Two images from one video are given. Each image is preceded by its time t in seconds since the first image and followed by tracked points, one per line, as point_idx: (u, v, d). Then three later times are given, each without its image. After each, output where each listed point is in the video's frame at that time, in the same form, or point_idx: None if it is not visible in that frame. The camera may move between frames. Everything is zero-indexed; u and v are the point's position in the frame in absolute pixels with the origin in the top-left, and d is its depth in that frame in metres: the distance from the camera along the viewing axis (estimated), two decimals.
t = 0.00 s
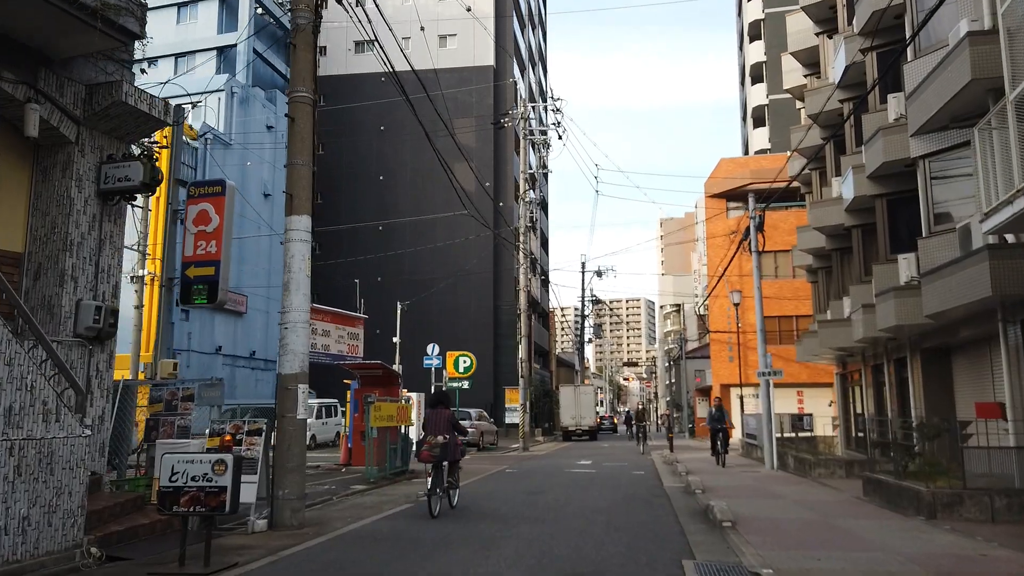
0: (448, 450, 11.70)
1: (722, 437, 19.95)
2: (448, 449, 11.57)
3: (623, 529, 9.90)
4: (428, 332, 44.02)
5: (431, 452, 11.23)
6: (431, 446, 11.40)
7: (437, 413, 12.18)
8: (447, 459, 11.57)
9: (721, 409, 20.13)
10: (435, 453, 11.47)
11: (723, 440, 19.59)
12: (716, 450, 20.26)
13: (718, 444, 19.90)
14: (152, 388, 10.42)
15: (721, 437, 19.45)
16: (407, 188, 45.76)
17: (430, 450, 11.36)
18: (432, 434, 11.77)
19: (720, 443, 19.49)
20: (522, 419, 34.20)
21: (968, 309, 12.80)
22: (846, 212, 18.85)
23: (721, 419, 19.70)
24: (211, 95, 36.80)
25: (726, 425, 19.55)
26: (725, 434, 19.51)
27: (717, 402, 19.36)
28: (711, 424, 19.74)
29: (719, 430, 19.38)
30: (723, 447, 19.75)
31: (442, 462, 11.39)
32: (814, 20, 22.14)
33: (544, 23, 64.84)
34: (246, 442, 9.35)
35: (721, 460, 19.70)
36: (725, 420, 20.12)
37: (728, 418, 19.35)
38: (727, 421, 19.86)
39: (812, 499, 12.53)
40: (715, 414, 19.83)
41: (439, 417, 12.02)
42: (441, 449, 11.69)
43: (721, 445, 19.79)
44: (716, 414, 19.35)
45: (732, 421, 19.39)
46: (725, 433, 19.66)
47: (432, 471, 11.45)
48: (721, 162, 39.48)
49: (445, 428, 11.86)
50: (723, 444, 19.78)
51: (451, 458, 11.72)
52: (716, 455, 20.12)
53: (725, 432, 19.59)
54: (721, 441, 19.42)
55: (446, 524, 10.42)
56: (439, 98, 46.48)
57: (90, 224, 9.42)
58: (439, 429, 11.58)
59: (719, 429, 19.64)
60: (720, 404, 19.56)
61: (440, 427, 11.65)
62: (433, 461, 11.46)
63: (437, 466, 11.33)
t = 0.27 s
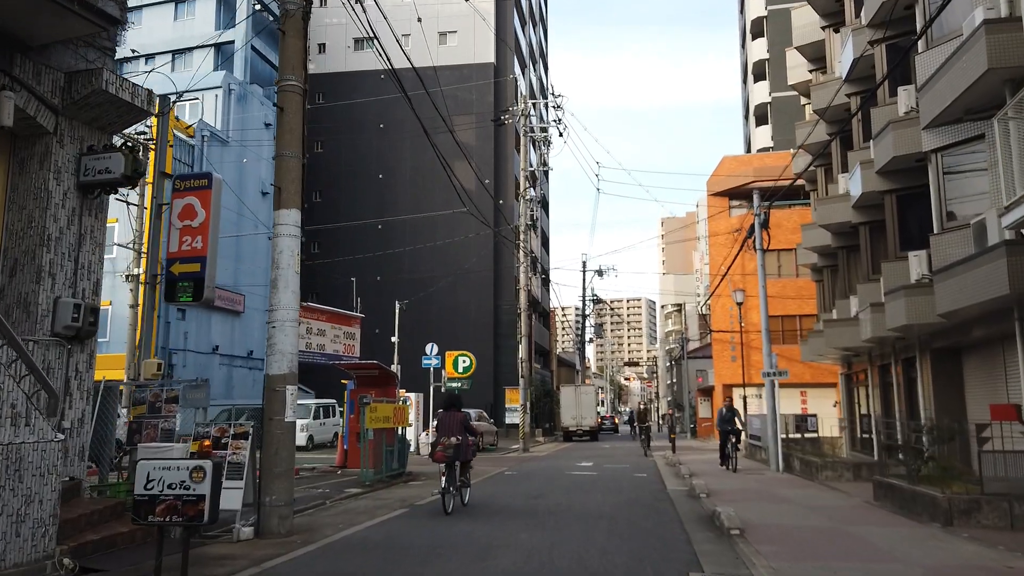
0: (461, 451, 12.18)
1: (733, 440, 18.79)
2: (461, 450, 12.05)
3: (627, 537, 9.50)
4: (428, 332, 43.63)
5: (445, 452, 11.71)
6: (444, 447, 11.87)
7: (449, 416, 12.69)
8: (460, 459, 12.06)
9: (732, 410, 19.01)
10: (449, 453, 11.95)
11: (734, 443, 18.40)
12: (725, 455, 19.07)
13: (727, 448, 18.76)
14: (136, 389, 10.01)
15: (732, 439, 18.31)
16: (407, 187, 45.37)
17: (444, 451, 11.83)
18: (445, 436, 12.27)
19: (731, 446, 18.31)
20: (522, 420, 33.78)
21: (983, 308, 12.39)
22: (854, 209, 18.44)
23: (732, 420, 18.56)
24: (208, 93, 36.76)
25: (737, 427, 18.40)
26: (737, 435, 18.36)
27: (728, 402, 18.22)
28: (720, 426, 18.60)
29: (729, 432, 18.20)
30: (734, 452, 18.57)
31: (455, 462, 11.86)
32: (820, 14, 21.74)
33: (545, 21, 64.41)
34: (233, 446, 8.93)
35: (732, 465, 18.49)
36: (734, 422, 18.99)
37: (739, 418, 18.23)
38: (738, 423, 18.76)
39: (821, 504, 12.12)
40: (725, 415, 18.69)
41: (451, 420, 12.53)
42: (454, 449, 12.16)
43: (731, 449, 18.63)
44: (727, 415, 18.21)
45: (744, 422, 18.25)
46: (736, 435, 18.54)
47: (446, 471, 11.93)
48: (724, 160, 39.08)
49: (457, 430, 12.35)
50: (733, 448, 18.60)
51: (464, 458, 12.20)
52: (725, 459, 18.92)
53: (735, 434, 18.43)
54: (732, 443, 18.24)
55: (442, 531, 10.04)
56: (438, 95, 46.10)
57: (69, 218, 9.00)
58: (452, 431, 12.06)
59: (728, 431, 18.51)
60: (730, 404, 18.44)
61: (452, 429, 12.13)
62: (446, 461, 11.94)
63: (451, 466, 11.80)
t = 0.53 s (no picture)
0: (473, 448, 12.72)
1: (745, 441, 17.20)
2: (472, 446, 12.59)
3: (631, 541, 9.07)
4: (427, 330, 43.21)
5: (458, 448, 12.30)
6: (457, 443, 12.45)
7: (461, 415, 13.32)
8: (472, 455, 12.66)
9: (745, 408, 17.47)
10: (461, 450, 12.52)
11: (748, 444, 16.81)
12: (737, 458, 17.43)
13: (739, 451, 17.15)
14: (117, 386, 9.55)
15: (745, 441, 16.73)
16: (406, 184, 44.93)
17: (456, 447, 12.41)
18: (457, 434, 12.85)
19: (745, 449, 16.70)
20: (522, 419, 33.32)
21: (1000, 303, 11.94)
22: (862, 203, 17.99)
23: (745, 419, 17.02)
24: (205, 88, 36.52)
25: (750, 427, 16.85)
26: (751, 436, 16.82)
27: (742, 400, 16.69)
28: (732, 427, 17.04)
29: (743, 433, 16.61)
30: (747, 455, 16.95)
31: (468, 458, 12.42)
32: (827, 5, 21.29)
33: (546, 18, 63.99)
34: (216, 446, 8.46)
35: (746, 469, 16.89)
36: (746, 423, 17.42)
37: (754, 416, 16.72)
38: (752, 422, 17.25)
39: (833, 507, 11.67)
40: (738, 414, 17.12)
41: (462, 419, 13.15)
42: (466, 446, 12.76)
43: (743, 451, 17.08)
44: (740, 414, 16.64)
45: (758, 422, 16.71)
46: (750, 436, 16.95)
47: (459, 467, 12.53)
48: (726, 157, 38.63)
49: (469, 427, 12.96)
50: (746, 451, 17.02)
51: (476, 454, 12.73)
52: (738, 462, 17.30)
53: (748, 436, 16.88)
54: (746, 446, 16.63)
55: (438, 534, 9.61)
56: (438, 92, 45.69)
57: (45, 206, 8.55)
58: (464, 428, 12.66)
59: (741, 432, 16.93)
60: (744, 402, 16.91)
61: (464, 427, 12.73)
62: (459, 457, 12.55)
63: (464, 462, 12.38)
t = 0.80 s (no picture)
0: (483, 447, 13.34)
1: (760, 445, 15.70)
2: (483, 445, 13.22)
3: (636, 548, 8.66)
4: (427, 329, 42.82)
5: (470, 447, 12.91)
6: (469, 443, 13.07)
7: (471, 415, 13.93)
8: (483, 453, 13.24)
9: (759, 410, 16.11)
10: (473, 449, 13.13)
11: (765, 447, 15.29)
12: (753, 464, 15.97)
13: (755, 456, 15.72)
14: (99, 386, 9.14)
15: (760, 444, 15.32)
16: (406, 182, 44.52)
17: (468, 447, 13.02)
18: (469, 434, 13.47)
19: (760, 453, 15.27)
20: (523, 419, 32.91)
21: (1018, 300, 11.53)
22: (870, 198, 17.59)
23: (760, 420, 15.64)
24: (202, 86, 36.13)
25: (766, 428, 15.46)
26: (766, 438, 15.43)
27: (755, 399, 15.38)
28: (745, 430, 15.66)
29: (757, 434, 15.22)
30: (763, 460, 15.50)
31: (479, 457, 13.05)
32: None
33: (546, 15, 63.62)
34: (201, 449, 8.05)
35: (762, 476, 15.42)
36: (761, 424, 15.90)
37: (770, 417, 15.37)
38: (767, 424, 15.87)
39: (844, 512, 11.25)
40: (751, 415, 15.75)
41: (472, 419, 13.74)
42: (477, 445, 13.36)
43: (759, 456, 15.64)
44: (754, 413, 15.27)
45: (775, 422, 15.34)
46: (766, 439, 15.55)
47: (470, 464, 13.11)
48: (729, 155, 38.25)
49: (479, 428, 13.54)
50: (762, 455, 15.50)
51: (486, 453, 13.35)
52: (753, 468, 15.84)
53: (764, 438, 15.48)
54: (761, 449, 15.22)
55: (435, 541, 9.20)
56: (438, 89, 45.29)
57: (21, 197, 8.15)
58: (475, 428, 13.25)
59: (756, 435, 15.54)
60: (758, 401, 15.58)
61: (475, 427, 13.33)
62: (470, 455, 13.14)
63: (475, 461, 12.99)
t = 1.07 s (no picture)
0: (492, 446, 14.22)
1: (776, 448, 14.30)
2: (492, 445, 14.11)
3: (641, 556, 8.22)
4: (426, 328, 42.39)
5: (480, 447, 13.80)
6: (479, 443, 13.94)
7: (480, 415, 14.77)
8: (491, 453, 14.16)
9: (774, 410, 14.78)
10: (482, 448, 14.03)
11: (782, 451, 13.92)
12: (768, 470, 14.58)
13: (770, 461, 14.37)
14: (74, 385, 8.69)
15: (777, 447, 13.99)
16: (406, 180, 44.09)
17: (478, 446, 13.91)
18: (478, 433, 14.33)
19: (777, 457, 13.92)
20: (524, 419, 32.49)
21: None
22: (880, 193, 17.15)
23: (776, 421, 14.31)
24: (199, 81, 35.66)
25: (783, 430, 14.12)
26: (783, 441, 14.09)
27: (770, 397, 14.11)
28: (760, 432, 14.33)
29: (773, 436, 13.87)
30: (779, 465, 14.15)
31: (488, 456, 13.94)
32: None
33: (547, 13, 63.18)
34: (181, 452, 7.62)
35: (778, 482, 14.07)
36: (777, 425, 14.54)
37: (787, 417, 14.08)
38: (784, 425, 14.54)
39: (857, 517, 10.81)
40: (765, 416, 14.41)
41: (482, 418, 14.66)
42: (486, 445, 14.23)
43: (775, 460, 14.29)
44: (769, 413, 13.94)
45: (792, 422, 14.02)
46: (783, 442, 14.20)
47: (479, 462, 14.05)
48: (732, 152, 37.86)
49: (487, 427, 14.42)
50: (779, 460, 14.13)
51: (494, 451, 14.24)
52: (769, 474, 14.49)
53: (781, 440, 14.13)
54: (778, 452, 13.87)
55: (429, 547, 8.76)
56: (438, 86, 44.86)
57: None
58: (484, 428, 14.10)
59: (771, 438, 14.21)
60: (773, 401, 14.28)
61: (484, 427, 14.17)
62: (479, 454, 14.08)
63: (484, 459, 13.89)
